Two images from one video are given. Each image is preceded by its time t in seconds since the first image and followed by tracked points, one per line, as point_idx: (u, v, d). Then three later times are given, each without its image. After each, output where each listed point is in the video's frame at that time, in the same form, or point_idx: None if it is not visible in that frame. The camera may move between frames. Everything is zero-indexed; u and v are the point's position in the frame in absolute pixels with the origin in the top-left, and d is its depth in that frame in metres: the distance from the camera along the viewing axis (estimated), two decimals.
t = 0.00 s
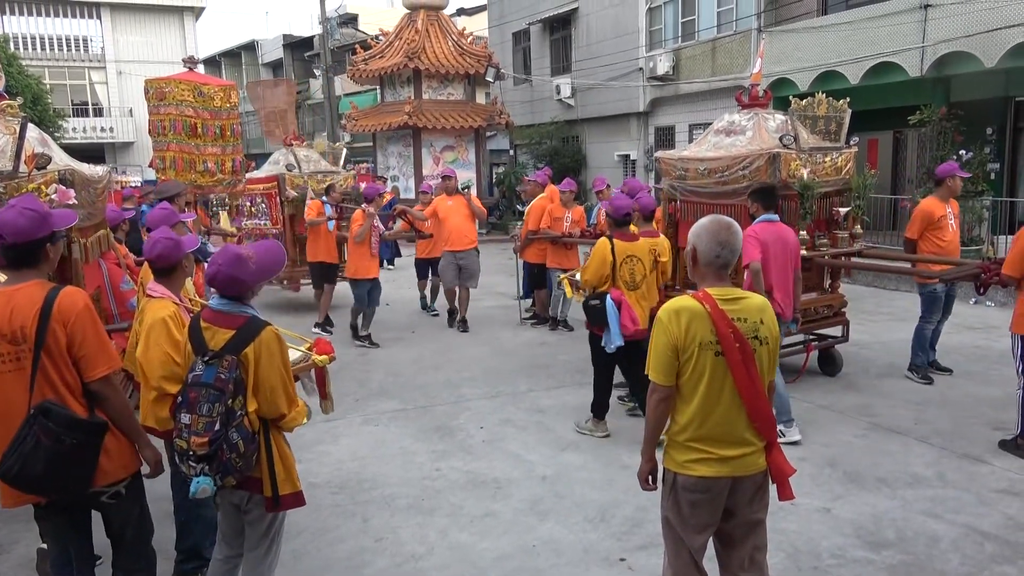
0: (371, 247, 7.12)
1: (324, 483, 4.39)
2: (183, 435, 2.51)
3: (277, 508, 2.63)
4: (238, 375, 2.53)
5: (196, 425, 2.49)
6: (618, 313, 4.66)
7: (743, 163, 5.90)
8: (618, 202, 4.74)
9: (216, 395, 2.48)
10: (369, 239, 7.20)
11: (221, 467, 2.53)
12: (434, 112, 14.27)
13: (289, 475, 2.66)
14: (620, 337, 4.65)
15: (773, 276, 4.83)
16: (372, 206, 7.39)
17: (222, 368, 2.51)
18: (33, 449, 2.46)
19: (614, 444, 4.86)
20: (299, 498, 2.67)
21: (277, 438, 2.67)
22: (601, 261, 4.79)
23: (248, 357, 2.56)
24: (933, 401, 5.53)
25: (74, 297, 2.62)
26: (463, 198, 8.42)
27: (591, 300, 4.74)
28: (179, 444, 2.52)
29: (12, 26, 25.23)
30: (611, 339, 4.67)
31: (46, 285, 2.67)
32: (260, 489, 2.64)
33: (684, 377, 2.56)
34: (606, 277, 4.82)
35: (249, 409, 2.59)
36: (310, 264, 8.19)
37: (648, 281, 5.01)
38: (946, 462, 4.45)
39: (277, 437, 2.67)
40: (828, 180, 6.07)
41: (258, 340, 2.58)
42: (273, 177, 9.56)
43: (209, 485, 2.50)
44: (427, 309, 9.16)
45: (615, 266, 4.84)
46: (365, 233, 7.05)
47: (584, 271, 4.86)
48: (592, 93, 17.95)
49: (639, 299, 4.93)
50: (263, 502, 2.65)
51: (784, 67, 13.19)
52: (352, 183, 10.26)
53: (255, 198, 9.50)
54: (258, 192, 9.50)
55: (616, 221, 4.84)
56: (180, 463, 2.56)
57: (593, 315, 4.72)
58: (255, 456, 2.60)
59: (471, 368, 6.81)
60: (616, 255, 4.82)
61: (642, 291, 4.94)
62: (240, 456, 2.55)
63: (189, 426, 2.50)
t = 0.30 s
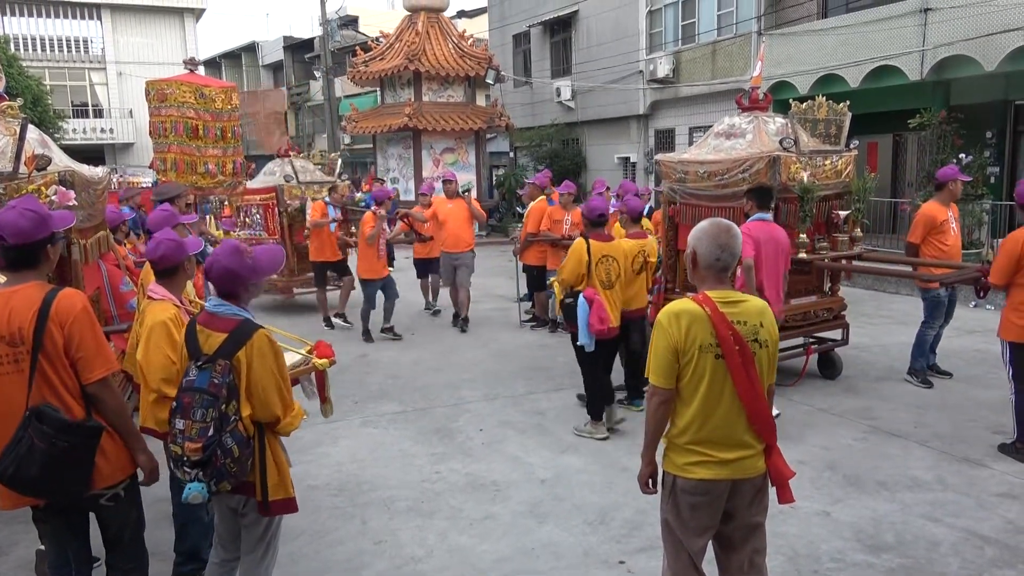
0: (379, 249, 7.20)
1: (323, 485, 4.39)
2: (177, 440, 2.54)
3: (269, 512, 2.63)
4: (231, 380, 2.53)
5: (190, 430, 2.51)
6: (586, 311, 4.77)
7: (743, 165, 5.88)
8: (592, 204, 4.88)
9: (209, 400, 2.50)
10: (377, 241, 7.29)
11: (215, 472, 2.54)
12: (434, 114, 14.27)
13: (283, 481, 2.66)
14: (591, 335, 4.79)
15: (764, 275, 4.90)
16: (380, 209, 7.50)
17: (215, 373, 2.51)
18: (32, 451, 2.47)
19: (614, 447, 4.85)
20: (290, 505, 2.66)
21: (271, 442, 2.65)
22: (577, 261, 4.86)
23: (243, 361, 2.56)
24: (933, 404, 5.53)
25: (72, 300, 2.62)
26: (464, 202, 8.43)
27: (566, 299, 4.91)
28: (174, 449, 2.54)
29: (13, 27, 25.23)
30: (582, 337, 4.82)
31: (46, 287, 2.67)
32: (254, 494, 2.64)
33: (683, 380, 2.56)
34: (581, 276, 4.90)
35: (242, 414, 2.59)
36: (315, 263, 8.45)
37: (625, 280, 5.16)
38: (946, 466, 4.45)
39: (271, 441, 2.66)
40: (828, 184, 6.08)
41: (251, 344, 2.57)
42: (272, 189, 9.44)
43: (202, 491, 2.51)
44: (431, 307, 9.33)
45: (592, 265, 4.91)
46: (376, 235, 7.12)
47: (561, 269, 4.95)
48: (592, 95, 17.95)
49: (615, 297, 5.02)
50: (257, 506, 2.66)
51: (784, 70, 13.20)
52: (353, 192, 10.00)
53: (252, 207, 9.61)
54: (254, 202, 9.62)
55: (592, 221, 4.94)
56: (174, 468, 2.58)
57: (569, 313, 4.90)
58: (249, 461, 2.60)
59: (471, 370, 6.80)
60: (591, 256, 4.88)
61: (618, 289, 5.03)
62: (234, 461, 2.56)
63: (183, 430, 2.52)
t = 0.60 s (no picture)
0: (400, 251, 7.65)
1: (322, 488, 4.39)
2: (171, 445, 2.56)
3: (262, 518, 2.63)
4: (223, 385, 2.54)
5: (183, 435, 2.54)
6: (573, 310, 4.86)
7: (743, 169, 5.84)
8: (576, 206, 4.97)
9: (201, 405, 2.51)
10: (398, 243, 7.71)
11: (208, 477, 2.56)
12: (435, 117, 14.29)
13: (277, 488, 2.65)
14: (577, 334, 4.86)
15: (752, 275, 4.93)
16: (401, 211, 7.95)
17: (207, 377, 2.52)
18: (37, 452, 2.47)
19: (614, 450, 4.85)
20: (284, 512, 2.65)
21: (265, 447, 2.65)
22: (561, 262, 4.97)
23: (236, 366, 2.56)
24: (932, 409, 5.53)
25: (72, 300, 2.62)
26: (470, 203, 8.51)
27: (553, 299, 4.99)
28: (168, 454, 2.56)
29: (14, 29, 25.26)
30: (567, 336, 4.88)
31: (45, 289, 2.67)
32: (248, 499, 2.64)
33: (683, 384, 2.56)
34: (566, 277, 4.99)
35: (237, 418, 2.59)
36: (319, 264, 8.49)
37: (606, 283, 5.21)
38: (945, 470, 4.45)
39: (265, 446, 2.66)
40: (828, 188, 6.09)
41: (242, 349, 2.56)
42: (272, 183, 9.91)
43: (195, 496, 2.53)
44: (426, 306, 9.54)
45: (575, 266, 5.01)
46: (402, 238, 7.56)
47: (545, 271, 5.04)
48: (592, 99, 17.98)
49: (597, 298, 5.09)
50: (251, 512, 2.66)
51: (783, 74, 13.24)
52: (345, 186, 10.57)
53: (252, 202, 10.06)
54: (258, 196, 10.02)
55: (576, 224, 5.05)
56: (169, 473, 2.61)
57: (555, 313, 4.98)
58: (244, 466, 2.60)
59: (470, 373, 6.80)
60: (575, 257, 4.99)
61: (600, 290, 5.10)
62: (228, 466, 2.56)
63: (176, 436, 2.54)
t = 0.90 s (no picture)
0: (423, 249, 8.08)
1: (321, 491, 4.38)
2: (166, 448, 2.54)
3: (257, 521, 2.63)
4: (221, 387, 2.53)
5: (180, 438, 2.51)
6: (566, 309, 5.09)
7: (748, 173, 5.87)
8: (562, 208, 5.20)
9: (199, 407, 2.49)
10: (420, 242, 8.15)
11: (206, 480, 2.56)
12: (436, 120, 14.30)
13: (273, 490, 2.66)
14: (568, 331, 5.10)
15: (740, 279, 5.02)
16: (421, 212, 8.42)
17: (204, 379, 2.50)
18: (33, 453, 2.46)
19: (613, 454, 4.85)
20: (279, 514, 2.66)
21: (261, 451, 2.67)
22: (548, 263, 5.16)
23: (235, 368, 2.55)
24: (933, 414, 5.52)
25: (72, 301, 2.62)
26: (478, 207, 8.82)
27: (542, 299, 5.12)
28: (163, 457, 2.54)
29: (16, 31, 25.29)
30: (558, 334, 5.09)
31: (45, 290, 2.67)
32: (244, 501, 2.65)
33: (683, 387, 2.56)
34: (553, 277, 5.17)
35: (234, 420, 2.59)
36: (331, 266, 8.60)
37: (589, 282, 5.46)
38: (945, 475, 4.44)
39: (261, 451, 2.67)
40: (831, 192, 6.08)
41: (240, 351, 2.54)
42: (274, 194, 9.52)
43: (192, 499, 2.52)
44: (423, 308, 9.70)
45: (562, 266, 5.21)
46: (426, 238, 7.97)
47: (531, 271, 5.19)
48: (593, 102, 17.99)
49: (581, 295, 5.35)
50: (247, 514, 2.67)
51: (784, 78, 13.26)
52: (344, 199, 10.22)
53: (251, 214, 9.67)
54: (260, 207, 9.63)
55: (560, 226, 5.27)
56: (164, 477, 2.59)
57: (544, 313, 5.12)
58: (241, 468, 2.61)
59: (470, 377, 6.80)
60: (562, 258, 5.19)
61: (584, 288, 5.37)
62: (226, 468, 2.57)
63: (173, 439, 2.52)
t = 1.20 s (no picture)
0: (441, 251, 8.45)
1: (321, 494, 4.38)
2: (165, 450, 2.55)
3: (254, 526, 2.63)
4: (223, 390, 2.53)
5: (179, 441, 2.52)
6: (540, 313, 5.10)
7: (753, 176, 5.85)
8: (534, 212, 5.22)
9: (199, 410, 2.50)
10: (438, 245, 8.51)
11: (203, 484, 2.55)
12: (436, 123, 14.30)
13: (270, 497, 2.66)
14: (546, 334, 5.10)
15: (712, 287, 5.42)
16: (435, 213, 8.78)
17: (207, 383, 2.51)
18: (26, 453, 2.47)
19: (613, 457, 4.85)
20: (275, 521, 2.66)
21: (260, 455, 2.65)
22: (521, 266, 5.23)
23: (238, 371, 2.54)
24: (933, 417, 5.52)
25: (70, 301, 2.62)
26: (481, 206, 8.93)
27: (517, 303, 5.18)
28: (161, 459, 2.55)
29: (17, 33, 25.32)
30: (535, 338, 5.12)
31: (44, 291, 2.67)
32: (240, 506, 2.65)
33: (684, 390, 2.56)
34: (527, 280, 5.24)
35: (234, 426, 2.58)
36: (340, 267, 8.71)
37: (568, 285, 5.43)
38: (946, 479, 4.44)
39: (259, 454, 2.65)
40: (835, 195, 6.10)
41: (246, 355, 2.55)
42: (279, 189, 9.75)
43: (189, 502, 2.52)
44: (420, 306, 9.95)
45: (535, 270, 5.25)
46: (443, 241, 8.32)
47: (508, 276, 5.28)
48: (594, 105, 18.01)
49: (561, 298, 5.35)
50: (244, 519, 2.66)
51: (784, 82, 13.28)
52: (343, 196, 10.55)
53: (254, 207, 9.84)
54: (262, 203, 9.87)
55: (535, 230, 5.32)
56: (162, 480, 2.59)
57: (521, 317, 5.16)
58: (239, 473, 2.60)
59: (470, 379, 6.79)
60: (535, 261, 5.24)
61: (563, 290, 5.36)
62: (224, 473, 2.56)
63: (171, 441, 2.53)
